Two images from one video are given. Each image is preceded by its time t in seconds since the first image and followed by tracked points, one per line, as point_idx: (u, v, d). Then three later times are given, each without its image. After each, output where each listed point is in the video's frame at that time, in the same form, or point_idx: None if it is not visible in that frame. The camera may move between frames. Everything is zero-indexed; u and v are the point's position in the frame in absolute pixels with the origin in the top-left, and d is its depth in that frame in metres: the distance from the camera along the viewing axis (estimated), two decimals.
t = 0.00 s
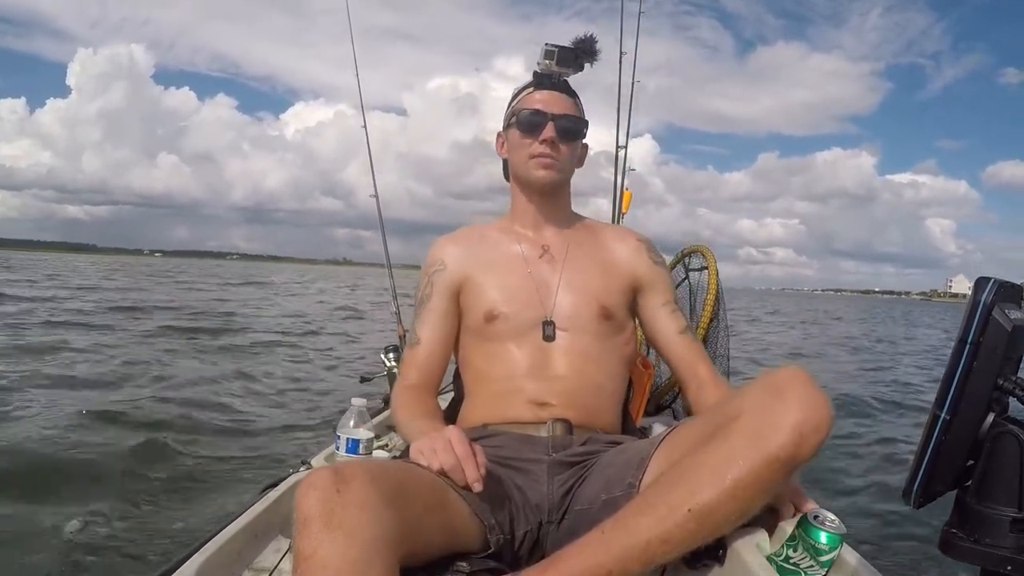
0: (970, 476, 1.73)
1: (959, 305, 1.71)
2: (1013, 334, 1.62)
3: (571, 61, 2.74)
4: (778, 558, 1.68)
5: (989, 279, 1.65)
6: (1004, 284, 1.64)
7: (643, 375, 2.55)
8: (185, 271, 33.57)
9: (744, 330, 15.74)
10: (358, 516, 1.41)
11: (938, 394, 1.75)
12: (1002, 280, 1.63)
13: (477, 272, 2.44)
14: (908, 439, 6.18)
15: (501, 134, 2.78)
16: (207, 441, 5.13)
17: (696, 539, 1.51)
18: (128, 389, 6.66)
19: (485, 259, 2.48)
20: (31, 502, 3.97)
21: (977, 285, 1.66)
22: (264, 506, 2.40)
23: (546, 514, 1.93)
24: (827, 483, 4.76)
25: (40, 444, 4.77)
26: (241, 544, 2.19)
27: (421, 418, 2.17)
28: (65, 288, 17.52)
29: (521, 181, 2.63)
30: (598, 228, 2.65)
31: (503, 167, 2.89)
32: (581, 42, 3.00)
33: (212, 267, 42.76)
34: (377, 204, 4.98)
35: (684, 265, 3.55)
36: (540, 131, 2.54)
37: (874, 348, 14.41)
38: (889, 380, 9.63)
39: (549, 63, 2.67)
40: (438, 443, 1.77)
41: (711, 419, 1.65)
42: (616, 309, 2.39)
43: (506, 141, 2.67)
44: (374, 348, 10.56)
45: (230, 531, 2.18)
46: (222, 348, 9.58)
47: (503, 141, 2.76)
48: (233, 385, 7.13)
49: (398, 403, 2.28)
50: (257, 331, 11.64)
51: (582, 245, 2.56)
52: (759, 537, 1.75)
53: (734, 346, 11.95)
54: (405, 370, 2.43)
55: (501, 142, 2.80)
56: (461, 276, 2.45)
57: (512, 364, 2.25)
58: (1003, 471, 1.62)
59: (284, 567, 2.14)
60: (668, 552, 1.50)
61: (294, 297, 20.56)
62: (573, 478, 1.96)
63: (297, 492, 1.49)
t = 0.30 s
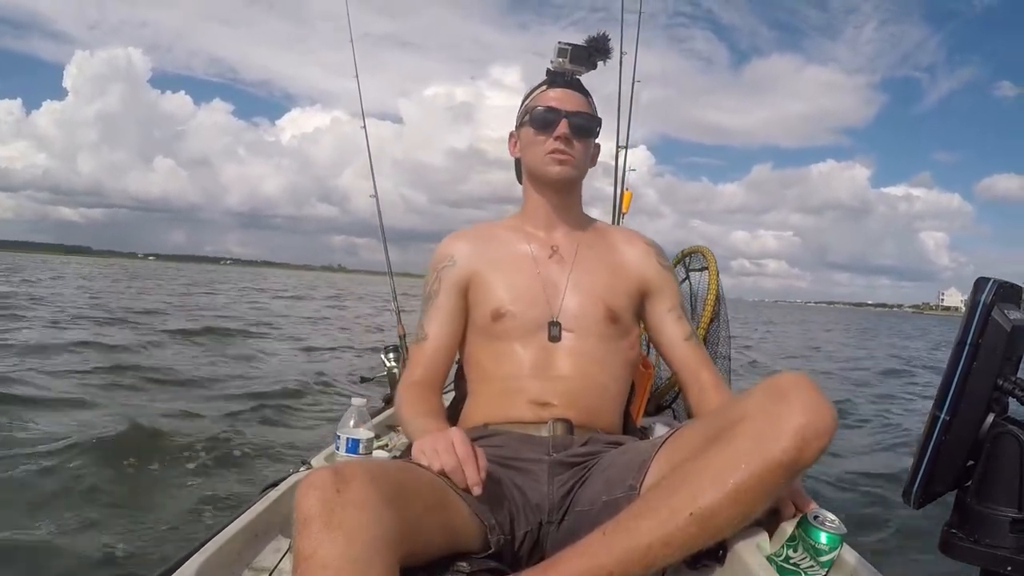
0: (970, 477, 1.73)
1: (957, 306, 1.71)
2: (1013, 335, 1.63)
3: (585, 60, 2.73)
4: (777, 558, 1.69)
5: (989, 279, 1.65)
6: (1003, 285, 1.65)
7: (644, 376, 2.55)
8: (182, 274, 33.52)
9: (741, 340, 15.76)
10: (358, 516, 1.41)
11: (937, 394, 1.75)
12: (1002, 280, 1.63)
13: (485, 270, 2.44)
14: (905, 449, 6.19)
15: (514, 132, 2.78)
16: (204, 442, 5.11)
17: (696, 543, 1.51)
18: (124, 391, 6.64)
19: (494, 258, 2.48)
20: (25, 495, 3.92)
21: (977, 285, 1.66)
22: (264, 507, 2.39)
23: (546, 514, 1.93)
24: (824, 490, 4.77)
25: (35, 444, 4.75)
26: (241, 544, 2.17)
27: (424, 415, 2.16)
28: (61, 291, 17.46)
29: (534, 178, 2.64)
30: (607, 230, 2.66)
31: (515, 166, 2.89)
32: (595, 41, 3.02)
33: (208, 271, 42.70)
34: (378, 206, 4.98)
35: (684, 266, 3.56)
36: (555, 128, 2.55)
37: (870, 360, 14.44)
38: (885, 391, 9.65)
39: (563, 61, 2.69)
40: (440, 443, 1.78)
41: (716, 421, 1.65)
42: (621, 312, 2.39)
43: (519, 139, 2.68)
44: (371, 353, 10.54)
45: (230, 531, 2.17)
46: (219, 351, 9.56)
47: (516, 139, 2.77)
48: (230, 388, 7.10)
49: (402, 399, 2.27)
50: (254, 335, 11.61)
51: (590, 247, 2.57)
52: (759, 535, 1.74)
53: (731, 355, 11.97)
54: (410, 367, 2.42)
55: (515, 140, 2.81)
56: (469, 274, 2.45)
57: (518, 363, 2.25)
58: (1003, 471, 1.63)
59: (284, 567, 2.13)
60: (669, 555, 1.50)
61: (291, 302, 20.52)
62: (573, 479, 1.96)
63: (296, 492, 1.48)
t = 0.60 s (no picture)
0: (970, 476, 1.74)
1: (958, 305, 1.72)
2: (1013, 334, 1.63)
3: (589, 60, 2.72)
4: (778, 558, 1.69)
5: (990, 278, 1.66)
6: (1004, 284, 1.65)
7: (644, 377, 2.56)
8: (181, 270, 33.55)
9: (741, 333, 15.76)
10: (359, 517, 1.41)
11: (938, 394, 1.76)
12: (1002, 280, 1.64)
13: (485, 271, 2.44)
14: (905, 443, 6.20)
15: (516, 132, 2.78)
16: (203, 441, 5.11)
17: (696, 544, 1.51)
18: (123, 390, 6.64)
19: (494, 258, 2.48)
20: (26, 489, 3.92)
21: (978, 285, 1.67)
22: (264, 507, 2.39)
23: (546, 515, 1.93)
24: (825, 486, 4.78)
25: (35, 443, 4.75)
26: (241, 544, 2.18)
27: (424, 416, 2.16)
28: (59, 287, 17.42)
29: (534, 179, 2.63)
30: (608, 231, 2.66)
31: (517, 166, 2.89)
32: (598, 41, 3.02)
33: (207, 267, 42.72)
34: (378, 205, 4.97)
35: (684, 265, 3.56)
36: (556, 129, 2.54)
37: (870, 352, 14.45)
38: (886, 385, 9.65)
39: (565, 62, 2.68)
40: (441, 443, 1.78)
41: (716, 424, 1.65)
42: (622, 313, 2.39)
43: (521, 139, 2.67)
44: (371, 348, 10.53)
45: (229, 530, 2.17)
46: (218, 349, 9.55)
47: (518, 139, 2.76)
48: (230, 386, 7.11)
49: (402, 400, 2.27)
50: (253, 331, 11.60)
51: (591, 248, 2.56)
52: (758, 535, 1.75)
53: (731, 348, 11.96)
54: (410, 366, 2.42)
55: (516, 139, 2.80)
56: (470, 274, 2.45)
57: (517, 364, 2.25)
58: (1003, 471, 1.63)
59: (284, 567, 2.13)
60: (670, 556, 1.50)
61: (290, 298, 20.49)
62: (573, 480, 1.96)
63: (297, 492, 1.48)
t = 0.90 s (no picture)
0: (970, 476, 1.74)
1: (958, 305, 1.72)
2: (1013, 334, 1.63)
3: (589, 61, 2.72)
4: (778, 558, 1.69)
5: (989, 278, 1.66)
6: (1003, 284, 1.65)
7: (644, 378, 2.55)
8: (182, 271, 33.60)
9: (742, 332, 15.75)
10: (359, 516, 1.41)
11: (937, 394, 1.75)
12: (1001, 280, 1.64)
13: (486, 270, 2.44)
14: (904, 442, 6.19)
15: (518, 132, 2.78)
16: (204, 442, 5.12)
17: (696, 543, 1.51)
18: (124, 391, 6.64)
19: (496, 257, 2.48)
20: (24, 496, 3.92)
21: (977, 284, 1.67)
22: (264, 507, 2.39)
23: (546, 514, 1.93)
24: (825, 485, 4.77)
25: (35, 444, 4.75)
26: (241, 544, 2.18)
27: (425, 415, 2.16)
28: (59, 288, 17.42)
29: (535, 179, 2.63)
30: (609, 230, 2.66)
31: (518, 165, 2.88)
32: (598, 41, 3.02)
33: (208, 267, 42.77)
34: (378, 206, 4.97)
35: (684, 266, 3.56)
36: (557, 129, 2.54)
37: (870, 351, 14.43)
38: (888, 384, 9.63)
39: (566, 62, 2.68)
40: (442, 442, 1.78)
41: (717, 422, 1.65)
42: (623, 312, 2.39)
43: (522, 139, 2.67)
44: (371, 348, 10.53)
45: (229, 531, 2.18)
46: (218, 349, 9.55)
47: (519, 138, 2.76)
48: (231, 387, 7.11)
49: (403, 400, 2.27)
50: (253, 332, 11.60)
51: (593, 247, 2.56)
52: (759, 535, 1.75)
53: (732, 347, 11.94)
54: (411, 365, 2.42)
55: (518, 139, 2.80)
56: (472, 273, 2.45)
57: (518, 363, 2.25)
58: (1003, 471, 1.63)
59: (284, 567, 2.14)
60: (670, 555, 1.50)
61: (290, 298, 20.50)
62: (574, 480, 1.96)
63: (297, 491, 1.48)
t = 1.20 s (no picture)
0: (970, 476, 1.74)
1: (958, 305, 1.72)
2: (1013, 334, 1.63)
3: (582, 60, 2.74)
4: (778, 558, 1.69)
5: (990, 278, 1.66)
6: (1004, 284, 1.65)
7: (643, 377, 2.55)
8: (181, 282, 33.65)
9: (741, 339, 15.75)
10: (359, 517, 1.41)
11: (937, 395, 1.76)
12: (1001, 280, 1.64)
13: (486, 271, 2.44)
14: (906, 446, 6.19)
15: (514, 132, 2.78)
16: (204, 449, 5.11)
17: (695, 539, 1.51)
18: (122, 401, 6.62)
19: (495, 258, 2.48)
20: (25, 498, 3.90)
21: (977, 285, 1.67)
22: (265, 507, 2.38)
23: (547, 515, 1.92)
24: (826, 490, 4.76)
25: (33, 455, 4.74)
26: (241, 544, 2.17)
27: (425, 415, 2.16)
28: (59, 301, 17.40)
29: (533, 179, 2.63)
30: (607, 230, 2.66)
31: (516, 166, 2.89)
32: (593, 40, 3.03)
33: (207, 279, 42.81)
34: (378, 211, 4.98)
35: (684, 266, 3.57)
36: (554, 128, 2.54)
37: (869, 357, 14.44)
38: (888, 390, 9.64)
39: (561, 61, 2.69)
40: (442, 443, 1.78)
41: (714, 418, 1.65)
42: (622, 311, 2.39)
43: (519, 140, 2.67)
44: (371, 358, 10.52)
45: (229, 531, 2.16)
46: (217, 359, 9.54)
47: (516, 138, 2.77)
48: (231, 396, 7.10)
49: (402, 400, 2.26)
50: (252, 343, 11.59)
51: (591, 247, 2.57)
52: (759, 535, 1.75)
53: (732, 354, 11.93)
54: (411, 366, 2.41)
55: (514, 140, 2.81)
56: (471, 274, 2.45)
57: (517, 363, 2.25)
58: (1003, 471, 1.63)
59: (284, 567, 2.12)
60: (669, 552, 1.49)
61: (289, 309, 20.48)
62: (573, 480, 1.96)
63: (296, 491, 1.48)
